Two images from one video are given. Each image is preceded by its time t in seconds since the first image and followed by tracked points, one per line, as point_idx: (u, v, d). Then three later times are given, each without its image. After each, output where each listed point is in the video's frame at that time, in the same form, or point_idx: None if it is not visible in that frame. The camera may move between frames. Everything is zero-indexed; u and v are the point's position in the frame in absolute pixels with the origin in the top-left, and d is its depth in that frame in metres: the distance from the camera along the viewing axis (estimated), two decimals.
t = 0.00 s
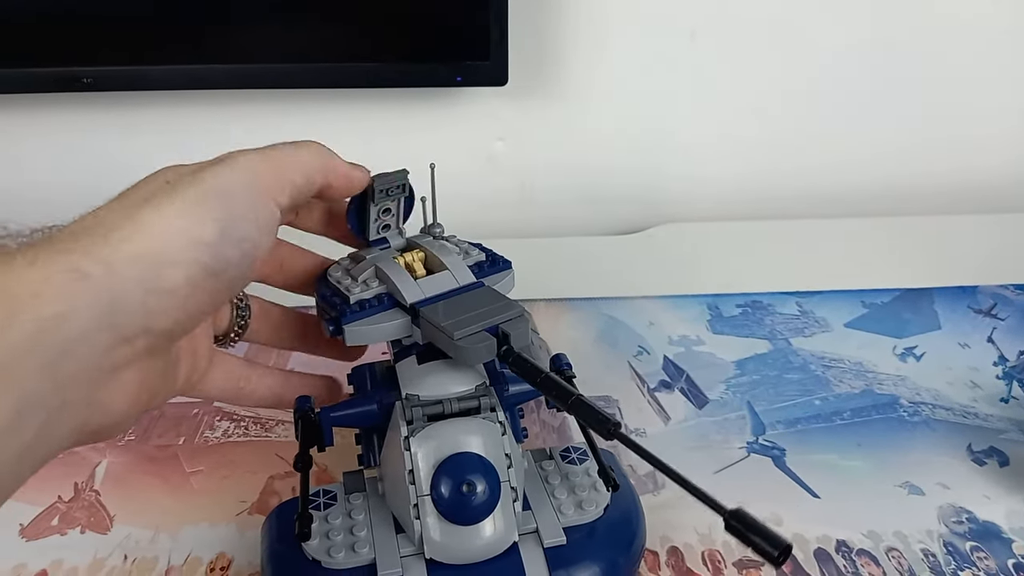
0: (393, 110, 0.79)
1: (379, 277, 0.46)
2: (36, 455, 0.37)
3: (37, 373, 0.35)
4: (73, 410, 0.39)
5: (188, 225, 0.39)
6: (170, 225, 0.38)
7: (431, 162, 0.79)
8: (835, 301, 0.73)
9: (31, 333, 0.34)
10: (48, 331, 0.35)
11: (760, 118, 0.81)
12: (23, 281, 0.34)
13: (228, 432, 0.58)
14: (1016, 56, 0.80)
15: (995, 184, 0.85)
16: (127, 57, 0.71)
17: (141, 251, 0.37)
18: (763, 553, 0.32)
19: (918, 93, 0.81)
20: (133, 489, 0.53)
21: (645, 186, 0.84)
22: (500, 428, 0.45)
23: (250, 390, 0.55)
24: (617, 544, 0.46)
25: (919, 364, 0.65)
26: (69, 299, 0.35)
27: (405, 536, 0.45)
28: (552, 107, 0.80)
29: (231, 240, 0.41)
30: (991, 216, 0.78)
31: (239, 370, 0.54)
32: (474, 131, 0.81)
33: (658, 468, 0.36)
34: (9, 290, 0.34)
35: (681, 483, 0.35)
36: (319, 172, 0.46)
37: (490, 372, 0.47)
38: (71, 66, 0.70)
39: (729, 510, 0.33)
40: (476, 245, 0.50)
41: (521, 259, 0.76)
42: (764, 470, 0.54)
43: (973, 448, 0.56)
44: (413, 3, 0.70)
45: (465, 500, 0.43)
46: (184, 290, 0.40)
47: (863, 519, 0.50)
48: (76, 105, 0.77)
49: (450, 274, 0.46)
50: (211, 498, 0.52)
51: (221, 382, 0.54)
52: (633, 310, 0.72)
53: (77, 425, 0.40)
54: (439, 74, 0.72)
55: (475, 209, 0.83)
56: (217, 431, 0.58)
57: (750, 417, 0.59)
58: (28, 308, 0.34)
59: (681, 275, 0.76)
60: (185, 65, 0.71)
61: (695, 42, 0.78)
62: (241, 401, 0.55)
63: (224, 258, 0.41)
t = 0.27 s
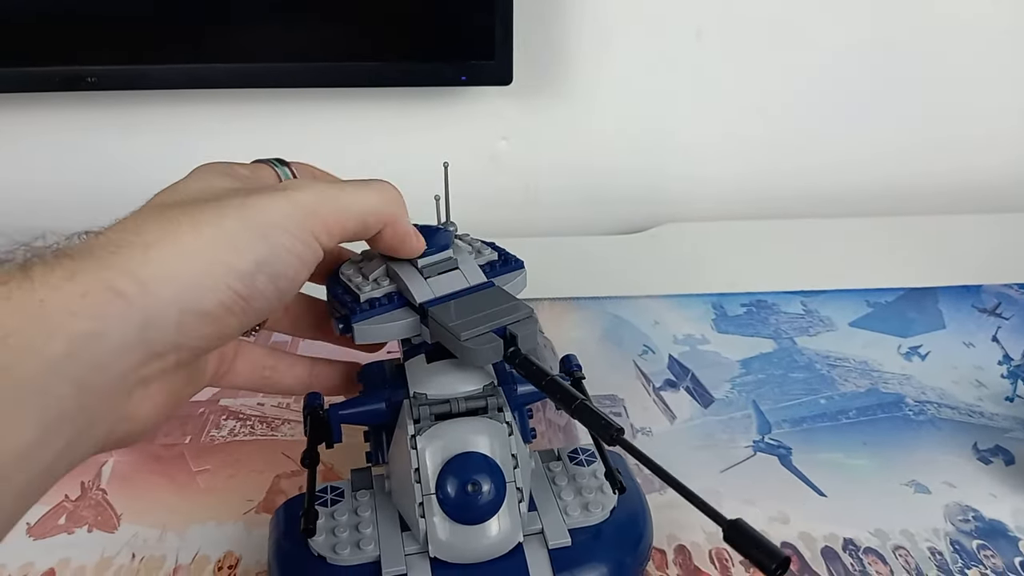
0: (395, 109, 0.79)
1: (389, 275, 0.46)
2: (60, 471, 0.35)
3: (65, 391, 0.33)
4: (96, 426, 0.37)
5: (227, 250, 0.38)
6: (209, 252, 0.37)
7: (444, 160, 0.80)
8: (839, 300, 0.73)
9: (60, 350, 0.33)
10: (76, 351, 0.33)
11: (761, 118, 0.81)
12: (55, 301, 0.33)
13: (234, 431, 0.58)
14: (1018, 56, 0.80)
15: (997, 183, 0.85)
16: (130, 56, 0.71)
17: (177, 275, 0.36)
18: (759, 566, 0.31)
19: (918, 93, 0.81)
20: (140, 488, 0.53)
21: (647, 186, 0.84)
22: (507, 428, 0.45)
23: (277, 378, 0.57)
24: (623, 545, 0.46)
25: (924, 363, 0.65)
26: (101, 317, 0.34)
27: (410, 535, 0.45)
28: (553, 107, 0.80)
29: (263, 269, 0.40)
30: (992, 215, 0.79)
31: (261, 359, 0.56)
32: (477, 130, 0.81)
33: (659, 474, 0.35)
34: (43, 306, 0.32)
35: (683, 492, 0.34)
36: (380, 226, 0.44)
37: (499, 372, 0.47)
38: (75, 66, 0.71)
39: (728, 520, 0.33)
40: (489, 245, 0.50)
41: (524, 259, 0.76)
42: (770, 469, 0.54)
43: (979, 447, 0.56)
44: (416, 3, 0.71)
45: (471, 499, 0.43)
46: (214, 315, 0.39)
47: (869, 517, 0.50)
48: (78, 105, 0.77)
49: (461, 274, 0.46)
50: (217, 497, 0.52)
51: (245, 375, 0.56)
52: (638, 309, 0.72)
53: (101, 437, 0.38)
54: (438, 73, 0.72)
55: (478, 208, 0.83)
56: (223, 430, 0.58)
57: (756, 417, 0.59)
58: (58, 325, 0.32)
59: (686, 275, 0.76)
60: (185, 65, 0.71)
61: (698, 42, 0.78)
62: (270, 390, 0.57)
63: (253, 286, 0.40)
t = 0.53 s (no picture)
0: (397, 109, 0.79)
1: (396, 274, 0.46)
2: (74, 470, 0.36)
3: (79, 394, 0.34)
4: (112, 425, 0.37)
5: (239, 256, 0.38)
6: (221, 258, 0.37)
7: (449, 159, 0.80)
8: (844, 299, 0.73)
9: (75, 355, 0.33)
10: (91, 354, 0.33)
11: (761, 118, 0.81)
12: (69, 305, 0.33)
13: (240, 431, 0.58)
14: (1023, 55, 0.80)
15: (1000, 182, 0.85)
16: (134, 56, 0.71)
17: (189, 281, 0.36)
18: (771, 565, 0.31)
19: (918, 93, 0.81)
20: (147, 487, 0.53)
21: (648, 187, 0.84)
22: (515, 427, 0.45)
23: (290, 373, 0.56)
24: (631, 544, 0.46)
25: (930, 362, 0.65)
26: (114, 322, 0.34)
27: (419, 534, 0.45)
28: (554, 107, 0.80)
29: (275, 275, 0.40)
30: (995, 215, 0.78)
31: (273, 354, 0.56)
32: (481, 130, 0.81)
33: (668, 472, 0.35)
34: (56, 311, 0.32)
35: (695, 491, 0.34)
36: (389, 235, 0.44)
37: (506, 372, 0.47)
38: (79, 64, 0.70)
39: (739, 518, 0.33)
40: (495, 244, 0.50)
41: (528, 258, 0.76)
42: (778, 468, 0.54)
43: (986, 446, 0.56)
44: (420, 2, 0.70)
45: (480, 499, 0.43)
46: (227, 319, 0.39)
47: (877, 517, 0.50)
48: (80, 104, 0.77)
49: (468, 273, 0.46)
50: (224, 496, 0.52)
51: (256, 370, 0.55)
52: (642, 308, 0.72)
53: (115, 438, 0.39)
54: (437, 72, 0.72)
55: (481, 208, 0.83)
56: (230, 430, 0.58)
57: (763, 416, 0.59)
58: (71, 330, 0.33)
59: (690, 275, 0.76)
60: (188, 64, 0.71)
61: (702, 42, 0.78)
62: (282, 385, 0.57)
63: (264, 292, 0.40)
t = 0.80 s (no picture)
0: (400, 109, 0.79)
1: (404, 274, 0.45)
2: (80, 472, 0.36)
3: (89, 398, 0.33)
4: (119, 427, 0.37)
5: (250, 262, 0.37)
6: (234, 265, 0.36)
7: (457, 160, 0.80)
8: (853, 299, 0.73)
9: (89, 356, 0.33)
10: (102, 357, 0.33)
11: (765, 119, 0.81)
12: (82, 307, 0.33)
13: (247, 432, 0.58)
14: None
15: (1000, 181, 0.85)
16: (137, 55, 0.70)
17: (203, 287, 0.35)
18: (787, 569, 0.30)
19: (917, 92, 0.81)
20: (154, 489, 0.53)
21: (654, 187, 0.83)
22: (525, 429, 0.44)
23: (285, 375, 0.55)
24: (643, 547, 0.45)
25: (941, 363, 0.65)
26: (128, 327, 0.34)
27: (429, 536, 0.45)
28: (557, 106, 0.80)
29: (288, 282, 0.39)
30: (998, 216, 0.77)
31: (273, 353, 0.55)
32: (486, 130, 0.80)
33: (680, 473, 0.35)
34: (68, 313, 0.32)
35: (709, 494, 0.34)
36: (401, 242, 0.43)
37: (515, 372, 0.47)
38: (83, 63, 0.70)
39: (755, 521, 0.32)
40: (503, 243, 0.49)
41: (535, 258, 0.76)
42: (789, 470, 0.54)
43: (999, 448, 0.56)
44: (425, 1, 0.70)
45: (489, 500, 0.42)
46: (237, 325, 0.38)
47: (890, 519, 0.50)
48: (82, 105, 0.77)
49: (475, 272, 0.45)
50: (231, 498, 0.52)
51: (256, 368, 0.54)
52: (650, 308, 0.72)
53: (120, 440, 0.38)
54: (433, 71, 0.72)
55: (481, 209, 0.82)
56: (236, 432, 0.58)
57: (773, 417, 0.59)
58: (84, 332, 0.32)
59: (698, 274, 0.75)
60: (190, 63, 0.71)
61: (708, 41, 0.77)
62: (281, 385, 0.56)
63: (276, 299, 0.39)
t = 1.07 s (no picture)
0: (403, 109, 0.78)
1: (419, 275, 0.44)
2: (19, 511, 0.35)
3: (20, 431, 0.33)
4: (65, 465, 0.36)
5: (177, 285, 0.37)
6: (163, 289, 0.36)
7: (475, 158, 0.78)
8: (868, 301, 0.71)
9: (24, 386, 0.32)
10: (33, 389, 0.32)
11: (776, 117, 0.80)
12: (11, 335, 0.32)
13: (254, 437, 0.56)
14: None
15: (1003, 181, 0.83)
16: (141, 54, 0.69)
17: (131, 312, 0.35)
18: None
19: (917, 94, 0.80)
20: (159, 495, 0.52)
21: (664, 187, 0.82)
22: (540, 438, 0.43)
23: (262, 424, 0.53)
24: (660, 560, 0.44)
25: (960, 366, 0.63)
26: (52, 358, 0.33)
27: (439, 546, 0.43)
28: (563, 106, 0.78)
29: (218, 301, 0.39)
30: (998, 216, 0.78)
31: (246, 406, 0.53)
32: (494, 129, 0.79)
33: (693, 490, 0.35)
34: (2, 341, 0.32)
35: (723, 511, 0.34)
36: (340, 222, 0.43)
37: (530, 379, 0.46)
38: (88, 62, 0.69)
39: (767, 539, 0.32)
40: (519, 246, 0.48)
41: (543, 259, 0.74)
42: (809, 477, 0.53)
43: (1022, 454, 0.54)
44: None
45: (502, 511, 0.41)
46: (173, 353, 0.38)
47: (913, 528, 0.49)
48: (84, 105, 0.76)
49: (492, 275, 0.44)
50: (238, 504, 0.51)
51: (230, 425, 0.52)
52: (661, 310, 0.70)
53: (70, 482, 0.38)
54: (441, 70, 0.71)
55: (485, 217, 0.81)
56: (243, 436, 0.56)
57: (790, 422, 0.58)
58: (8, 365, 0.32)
59: (710, 275, 0.74)
60: (194, 62, 0.70)
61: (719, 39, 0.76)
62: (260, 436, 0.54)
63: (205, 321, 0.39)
